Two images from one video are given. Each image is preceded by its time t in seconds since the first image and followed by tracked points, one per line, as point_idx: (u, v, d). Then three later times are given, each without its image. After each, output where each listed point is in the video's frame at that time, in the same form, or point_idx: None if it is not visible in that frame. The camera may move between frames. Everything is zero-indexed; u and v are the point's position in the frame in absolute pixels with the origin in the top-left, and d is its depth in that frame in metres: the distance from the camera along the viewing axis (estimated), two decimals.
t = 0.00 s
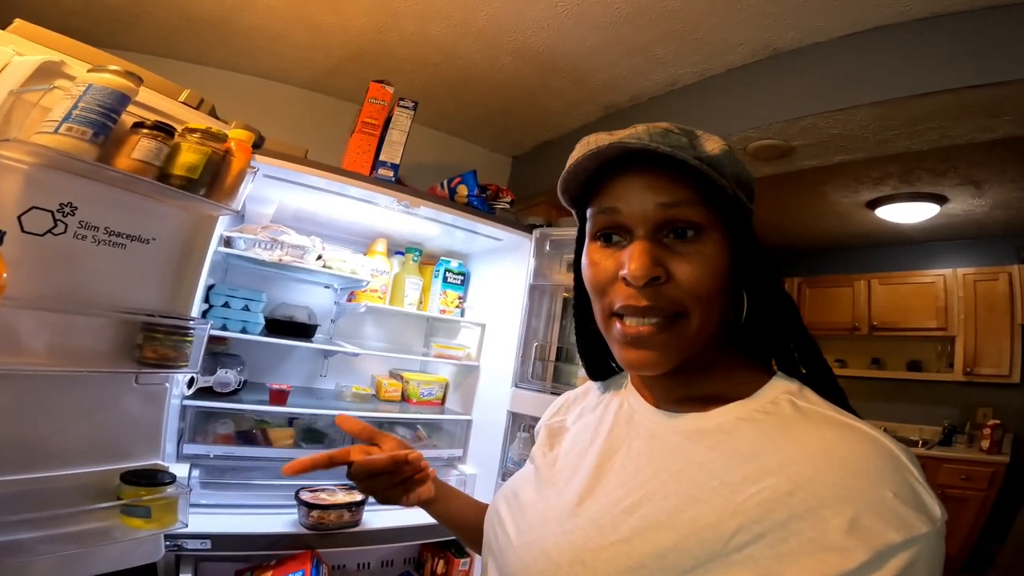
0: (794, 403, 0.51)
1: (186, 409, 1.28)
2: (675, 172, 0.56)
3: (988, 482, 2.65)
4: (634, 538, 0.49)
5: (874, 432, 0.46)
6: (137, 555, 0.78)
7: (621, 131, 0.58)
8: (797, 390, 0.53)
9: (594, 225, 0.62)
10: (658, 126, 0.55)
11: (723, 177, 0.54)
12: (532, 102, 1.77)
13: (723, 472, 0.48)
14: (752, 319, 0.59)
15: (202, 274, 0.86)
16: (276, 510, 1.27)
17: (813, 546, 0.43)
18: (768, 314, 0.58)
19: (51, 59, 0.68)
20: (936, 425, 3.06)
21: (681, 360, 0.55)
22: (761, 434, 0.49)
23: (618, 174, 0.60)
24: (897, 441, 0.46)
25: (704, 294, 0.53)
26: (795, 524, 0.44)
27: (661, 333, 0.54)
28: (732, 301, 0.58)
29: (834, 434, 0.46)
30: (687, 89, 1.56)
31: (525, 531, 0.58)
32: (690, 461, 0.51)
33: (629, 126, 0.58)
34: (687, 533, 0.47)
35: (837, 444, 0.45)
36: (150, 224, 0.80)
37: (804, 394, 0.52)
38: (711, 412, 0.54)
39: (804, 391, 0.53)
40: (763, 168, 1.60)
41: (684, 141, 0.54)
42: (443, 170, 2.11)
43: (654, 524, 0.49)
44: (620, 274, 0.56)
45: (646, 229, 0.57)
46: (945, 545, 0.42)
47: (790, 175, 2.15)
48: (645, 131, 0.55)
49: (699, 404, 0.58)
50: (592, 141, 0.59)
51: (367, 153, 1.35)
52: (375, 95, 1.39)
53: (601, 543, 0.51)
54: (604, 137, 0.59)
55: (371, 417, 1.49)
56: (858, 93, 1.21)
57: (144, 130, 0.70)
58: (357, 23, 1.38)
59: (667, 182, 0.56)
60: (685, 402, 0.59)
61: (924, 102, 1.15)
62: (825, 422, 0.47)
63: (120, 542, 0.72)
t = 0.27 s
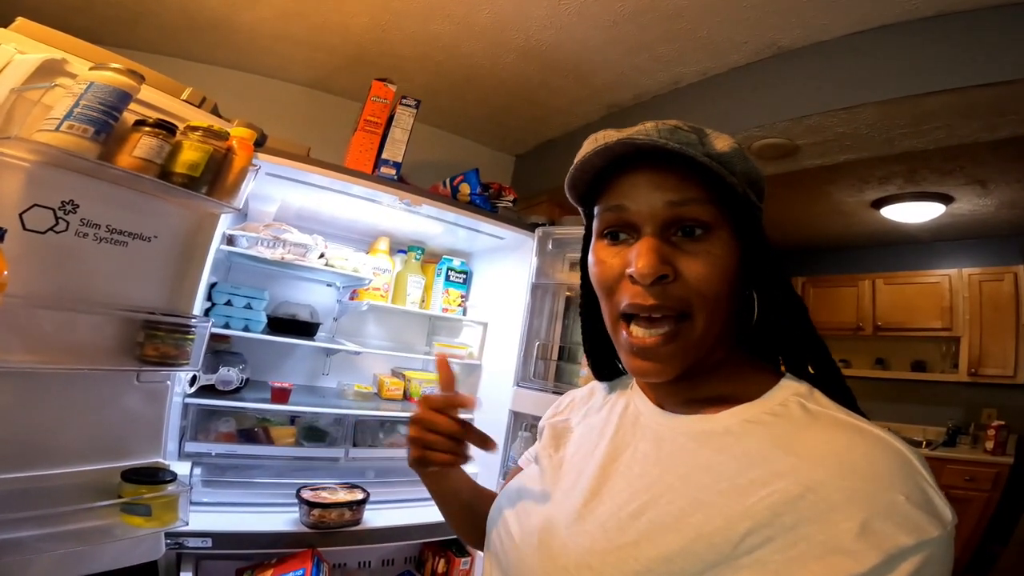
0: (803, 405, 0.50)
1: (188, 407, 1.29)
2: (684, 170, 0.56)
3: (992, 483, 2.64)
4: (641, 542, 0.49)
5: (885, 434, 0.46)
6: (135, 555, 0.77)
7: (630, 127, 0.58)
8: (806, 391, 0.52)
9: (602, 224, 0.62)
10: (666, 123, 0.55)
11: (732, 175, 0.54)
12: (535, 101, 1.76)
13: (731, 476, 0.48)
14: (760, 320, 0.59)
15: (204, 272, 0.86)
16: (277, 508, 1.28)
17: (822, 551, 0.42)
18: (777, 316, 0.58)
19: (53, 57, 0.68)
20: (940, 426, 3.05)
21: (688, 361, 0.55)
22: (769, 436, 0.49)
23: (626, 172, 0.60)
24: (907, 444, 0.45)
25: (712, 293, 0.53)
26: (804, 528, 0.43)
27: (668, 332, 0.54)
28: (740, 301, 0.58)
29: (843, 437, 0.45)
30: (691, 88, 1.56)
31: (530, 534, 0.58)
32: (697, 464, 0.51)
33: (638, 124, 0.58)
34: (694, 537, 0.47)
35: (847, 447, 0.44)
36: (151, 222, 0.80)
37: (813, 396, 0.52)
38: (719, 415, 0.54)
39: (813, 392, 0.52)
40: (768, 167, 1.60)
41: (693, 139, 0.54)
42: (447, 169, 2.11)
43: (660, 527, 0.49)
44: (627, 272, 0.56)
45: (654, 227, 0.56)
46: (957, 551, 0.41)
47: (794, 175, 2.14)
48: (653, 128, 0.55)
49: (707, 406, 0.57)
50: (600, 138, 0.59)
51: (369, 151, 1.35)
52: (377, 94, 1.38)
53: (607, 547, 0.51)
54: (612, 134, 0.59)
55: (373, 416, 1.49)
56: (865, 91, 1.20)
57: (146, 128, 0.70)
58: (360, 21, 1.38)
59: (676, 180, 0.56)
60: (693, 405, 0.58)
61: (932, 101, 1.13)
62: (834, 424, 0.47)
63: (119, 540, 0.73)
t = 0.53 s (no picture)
0: (806, 405, 0.50)
1: (188, 407, 1.29)
2: (691, 170, 0.57)
3: (992, 483, 2.63)
4: (645, 543, 0.49)
5: (887, 434, 0.46)
6: (136, 554, 0.78)
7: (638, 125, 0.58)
8: (808, 392, 0.53)
9: (607, 221, 0.62)
10: (675, 121, 0.55)
11: (739, 175, 0.54)
12: (535, 101, 1.76)
13: (733, 476, 0.48)
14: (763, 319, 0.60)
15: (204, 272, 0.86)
16: (277, 508, 1.28)
17: (824, 551, 0.42)
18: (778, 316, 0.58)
19: (53, 57, 0.68)
20: (941, 426, 3.04)
21: (692, 360, 0.55)
22: (772, 437, 0.49)
23: (633, 170, 0.60)
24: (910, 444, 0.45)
25: (719, 291, 0.53)
26: (807, 528, 0.43)
27: (675, 331, 0.53)
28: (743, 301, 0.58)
29: (845, 437, 0.45)
30: (692, 88, 1.56)
31: (532, 534, 0.58)
32: (700, 464, 0.51)
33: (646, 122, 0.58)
34: (697, 537, 0.47)
35: (850, 447, 0.44)
36: (151, 222, 0.80)
37: (815, 396, 0.52)
38: (721, 415, 0.53)
39: (815, 393, 0.52)
40: (768, 167, 1.60)
41: (701, 137, 0.54)
42: (447, 170, 2.11)
43: (662, 528, 0.49)
44: (633, 270, 0.56)
45: (661, 225, 0.56)
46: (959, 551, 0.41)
47: (794, 175, 2.14)
48: (662, 126, 0.56)
49: (709, 407, 0.57)
50: (608, 135, 0.59)
51: (369, 151, 1.35)
52: (377, 94, 1.39)
53: (610, 548, 0.51)
54: (620, 132, 0.59)
55: (373, 416, 1.49)
56: (866, 91, 1.20)
57: (146, 129, 0.70)
58: (360, 22, 1.38)
59: (682, 179, 0.56)
60: (696, 406, 0.58)
61: (933, 101, 1.13)
62: (837, 425, 0.47)
63: (120, 540, 0.74)
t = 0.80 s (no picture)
0: (807, 403, 0.51)
1: (190, 405, 1.29)
2: (687, 154, 0.59)
3: (993, 484, 2.63)
4: (648, 540, 0.49)
5: (886, 431, 0.46)
6: (137, 551, 0.78)
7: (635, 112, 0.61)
8: (810, 390, 0.53)
9: (608, 206, 0.63)
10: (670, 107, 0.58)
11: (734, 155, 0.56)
12: (536, 101, 1.77)
13: (734, 473, 0.48)
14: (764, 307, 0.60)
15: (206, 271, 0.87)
16: (278, 506, 1.28)
17: (825, 547, 0.42)
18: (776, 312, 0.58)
19: (58, 57, 0.69)
20: (941, 427, 3.04)
21: (700, 334, 0.54)
22: (772, 434, 0.49)
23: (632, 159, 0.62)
24: (909, 441, 0.46)
25: (722, 262, 0.53)
26: (808, 525, 0.44)
27: (681, 299, 0.52)
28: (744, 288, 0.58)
29: (846, 435, 0.46)
30: (692, 89, 1.56)
31: (533, 531, 0.58)
32: (701, 461, 0.51)
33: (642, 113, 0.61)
34: (698, 534, 0.47)
35: (851, 445, 0.45)
36: (155, 221, 0.80)
37: (817, 394, 0.52)
38: (721, 413, 0.54)
39: (816, 391, 0.53)
40: (768, 168, 1.60)
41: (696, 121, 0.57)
42: (448, 169, 2.12)
43: (664, 525, 0.49)
44: (637, 243, 0.56)
45: (661, 202, 0.57)
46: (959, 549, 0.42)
47: (794, 175, 2.14)
48: (658, 112, 0.58)
49: (710, 403, 0.58)
50: (607, 122, 0.61)
51: (371, 151, 1.36)
52: (379, 94, 1.39)
53: (611, 545, 0.51)
54: (619, 120, 0.61)
55: (373, 415, 1.49)
56: (866, 91, 1.20)
57: (150, 128, 0.71)
58: (362, 22, 1.39)
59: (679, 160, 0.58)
60: (698, 402, 0.59)
61: (933, 101, 1.14)
62: (838, 423, 0.47)
63: (123, 537, 0.75)
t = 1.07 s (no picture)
0: (797, 402, 0.51)
1: (191, 405, 1.29)
2: (677, 175, 0.58)
3: (993, 485, 2.63)
4: (639, 534, 0.50)
5: (875, 429, 0.47)
6: (140, 549, 0.79)
7: (623, 136, 0.59)
8: (800, 389, 0.53)
9: (599, 229, 0.62)
10: (659, 130, 0.56)
11: (725, 177, 0.55)
12: (536, 102, 1.77)
13: (727, 470, 0.49)
14: (751, 314, 0.60)
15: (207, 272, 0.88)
16: (279, 506, 1.29)
17: (815, 543, 0.43)
18: (766, 312, 0.59)
19: (61, 60, 0.70)
20: (942, 428, 3.03)
21: (691, 358, 0.56)
22: (761, 432, 0.49)
23: (622, 179, 0.61)
24: (897, 440, 0.46)
25: (713, 291, 0.54)
26: (798, 521, 0.44)
27: (673, 332, 0.54)
28: (733, 296, 0.58)
29: (835, 432, 0.46)
30: (691, 90, 1.57)
31: (529, 529, 0.59)
32: (694, 458, 0.52)
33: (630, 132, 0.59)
34: (691, 530, 0.48)
35: (839, 442, 0.45)
36: (157, 222, 0.81)
37: (807, 393, 0.53)
38: (714, 411, 0.54)
39: (807, 391, 0.53)
40: (767, 169, 1.60)
41: (685, 145, 0.55)
42: (449, 171, 2.13)
43: (658, 522, 0.50)
44: (629, 275, 0.56)
45: (652, 229, 0.57)
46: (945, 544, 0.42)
47: (794, 176, 2.15)
48: (647, 135, 0.57)
49: (704, 403, 0.58)
50: (594, 147, 0.60)
51: (372, 152, 1.36)
52: (380, 96, 1.40)
53: (606, 541, 0.51)
54: (606, 144, 0.59)
55: (374, 415, 1.49)
56: (864, 92, 1.20)
57: (152, 130, 0.72)
58: (363, 24, 1.40)
59: (670, 183, 0.57)
60: (690, 401, 0.59)
61: (930, 102, 1.14)
62: (828, 421, 0.48)
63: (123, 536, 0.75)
